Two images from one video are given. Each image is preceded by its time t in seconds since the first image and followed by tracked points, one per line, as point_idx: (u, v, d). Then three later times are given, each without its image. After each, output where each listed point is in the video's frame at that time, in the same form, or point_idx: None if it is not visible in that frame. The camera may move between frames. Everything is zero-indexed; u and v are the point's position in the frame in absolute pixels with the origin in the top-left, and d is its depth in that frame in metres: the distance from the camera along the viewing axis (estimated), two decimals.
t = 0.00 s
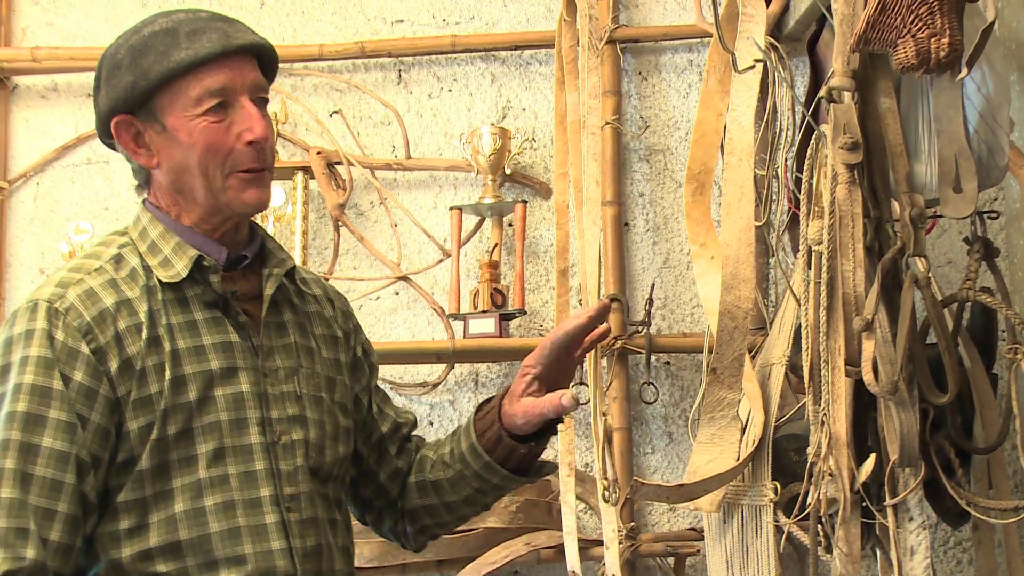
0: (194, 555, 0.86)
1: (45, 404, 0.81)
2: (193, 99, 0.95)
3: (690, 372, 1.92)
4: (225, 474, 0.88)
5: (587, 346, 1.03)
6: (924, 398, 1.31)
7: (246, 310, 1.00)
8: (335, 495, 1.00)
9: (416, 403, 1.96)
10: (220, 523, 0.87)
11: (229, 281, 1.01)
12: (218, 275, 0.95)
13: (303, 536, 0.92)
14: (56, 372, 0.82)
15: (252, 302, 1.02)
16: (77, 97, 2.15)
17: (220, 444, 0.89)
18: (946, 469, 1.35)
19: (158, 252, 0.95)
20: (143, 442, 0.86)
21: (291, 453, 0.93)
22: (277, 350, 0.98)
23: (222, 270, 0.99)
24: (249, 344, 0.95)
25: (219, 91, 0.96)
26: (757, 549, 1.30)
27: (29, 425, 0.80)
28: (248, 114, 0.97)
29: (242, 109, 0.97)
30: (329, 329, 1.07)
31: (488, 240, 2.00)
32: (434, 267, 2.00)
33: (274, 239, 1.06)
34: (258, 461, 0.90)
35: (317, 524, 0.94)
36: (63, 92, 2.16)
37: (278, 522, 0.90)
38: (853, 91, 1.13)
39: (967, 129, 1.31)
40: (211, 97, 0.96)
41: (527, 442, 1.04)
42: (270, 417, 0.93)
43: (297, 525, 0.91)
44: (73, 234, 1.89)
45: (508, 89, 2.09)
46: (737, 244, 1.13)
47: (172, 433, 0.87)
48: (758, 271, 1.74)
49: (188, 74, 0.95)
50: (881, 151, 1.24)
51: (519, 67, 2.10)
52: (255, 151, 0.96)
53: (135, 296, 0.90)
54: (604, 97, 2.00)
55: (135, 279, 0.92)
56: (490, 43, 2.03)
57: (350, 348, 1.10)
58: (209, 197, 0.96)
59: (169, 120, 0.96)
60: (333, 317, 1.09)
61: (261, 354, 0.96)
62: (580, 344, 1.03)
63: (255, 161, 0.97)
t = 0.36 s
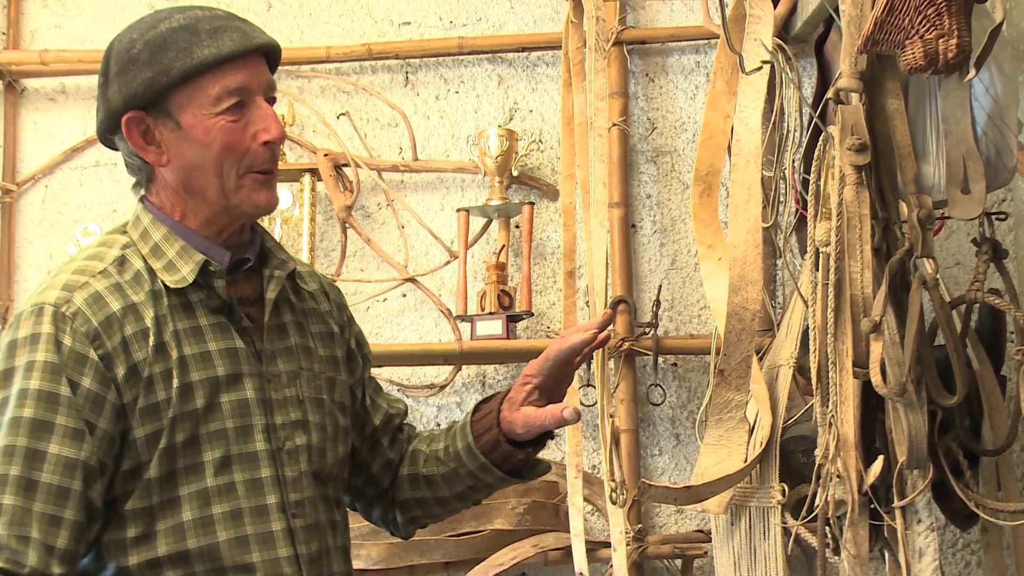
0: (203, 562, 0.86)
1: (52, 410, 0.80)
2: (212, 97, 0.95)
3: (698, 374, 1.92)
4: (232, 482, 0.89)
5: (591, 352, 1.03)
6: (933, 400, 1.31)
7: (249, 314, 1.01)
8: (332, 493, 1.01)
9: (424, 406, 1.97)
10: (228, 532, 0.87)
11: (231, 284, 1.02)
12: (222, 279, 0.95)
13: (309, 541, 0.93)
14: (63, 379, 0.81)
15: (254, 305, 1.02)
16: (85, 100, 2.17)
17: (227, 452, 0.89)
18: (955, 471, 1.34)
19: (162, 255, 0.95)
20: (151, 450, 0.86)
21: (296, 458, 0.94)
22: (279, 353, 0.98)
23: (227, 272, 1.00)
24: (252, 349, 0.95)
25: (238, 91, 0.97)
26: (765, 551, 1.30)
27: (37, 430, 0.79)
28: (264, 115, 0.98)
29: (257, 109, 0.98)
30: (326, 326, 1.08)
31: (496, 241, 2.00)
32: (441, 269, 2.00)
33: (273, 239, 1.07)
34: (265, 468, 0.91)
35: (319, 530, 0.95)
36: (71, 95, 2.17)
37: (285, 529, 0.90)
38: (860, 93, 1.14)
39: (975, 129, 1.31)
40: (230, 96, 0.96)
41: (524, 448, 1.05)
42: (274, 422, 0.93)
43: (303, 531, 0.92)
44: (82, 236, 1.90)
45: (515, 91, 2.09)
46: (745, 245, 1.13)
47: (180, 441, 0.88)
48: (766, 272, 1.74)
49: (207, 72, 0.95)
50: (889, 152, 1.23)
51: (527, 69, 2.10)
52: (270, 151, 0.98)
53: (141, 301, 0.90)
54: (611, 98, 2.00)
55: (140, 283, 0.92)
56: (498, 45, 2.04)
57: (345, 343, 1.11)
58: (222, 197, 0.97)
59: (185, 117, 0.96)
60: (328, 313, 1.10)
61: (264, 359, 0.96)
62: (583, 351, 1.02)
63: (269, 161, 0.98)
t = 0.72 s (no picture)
0: (210, 561, 0.86)
1: (52, 411, 0.81)
2: (211, 98, 0.96)
3: (703, 377, 1.92)
4: (238, 479, 0.89)
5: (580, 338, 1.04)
6: (938, 402, 1.31)
7: (249, 314, 1.01)
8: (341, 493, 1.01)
9: (429, 408, 1.97)
10: (236, 528, 0.87)
11: (231, 285, 1.02)
12: (221, 278, 0.95)
13: (316, 538, 0.93)
14: (61, 381, 0.82)
15: (253, 305, 1.02)
16: (91, 103, 2.18)
17: (231, 450, 0.90)
18: (961, 474, 1.34)
19: (159, 256, 0.95)
20: (155, 448, 0.87)
21: (301, 455, 0.94)
22: (281, 352, 0.99)
23: (222, 274, 1.00)
24: (253, 348, 0.96)
25: (238, 93, 0.97)
26: (770, 553, 1.30)
27: (38, 432, 0.79)
28: (262, 119, 0.99)
29: (255, 113, 0.99)
30: (327, 328, 1.08)
31: (501, 244, 2.00)
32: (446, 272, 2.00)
33: (271, 242, 1.08)
34: (270, 465, 0.91)
35: (328, 527, 0.95)
36: (77, 98, 2.18)
37: (292, 525, 0.91)
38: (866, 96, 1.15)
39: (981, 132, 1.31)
40: (229, 97, 0.97)
41: (521, 440, 1.05)
42: (278, 420, 0.94)
43: (310, 528, 0.92)
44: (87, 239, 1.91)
45: (520, 94, 2.10)
46: (750, 248, 1.13)
47: (183, 439, 0.88)
48: (772, 275, 1.73)
49: (208, 73, 0.96)
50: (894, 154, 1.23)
51: (532, 71, 2.10)
52: (265, 155, 0.98)
53: (139, 302, 0.90)
54: (616, 101, 2.00)
55: (138, 284, 0.92)
56: (503, 47, 2.04)
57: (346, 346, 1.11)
58: (215, 197, 0.97)
59: (183, 116, 0.96)
60: (329, 316, 1.10)
61: (266, 358, 0.97)
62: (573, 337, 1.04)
63: (264, 165, 0.98)
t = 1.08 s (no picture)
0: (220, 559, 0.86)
1: (59, 404, 0.80)
2: (205, 95, 0.97)
3: (709, 379, 1.92)
4: (245, 478, 0.89)
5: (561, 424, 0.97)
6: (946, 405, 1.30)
7: (254, 314, 1.01)
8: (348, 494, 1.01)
9: (435, 411, 1.97)
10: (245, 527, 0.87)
11: (236, 285, 1.02)
12: (227, 279, 0.96)
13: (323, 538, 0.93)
14: (68, 374, 0.81)
15: (259, 305, 1.03)
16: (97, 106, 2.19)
17: (238, 449, 0.90)
18: (968, 476, 1.34)
19: (164, 258, 0.96)
20: (163, 446, 0.86)
21: (307, 455, 0.95)
22: (287, 352, 0.99)
23: (231, 273, 1.00)
24: (259, 348, 0.96)
25: (231, 88, 0.99)
26: (777, 556, 1.30)
27: (45, 423, 0.78)
28: (257, 110, 1.00)
29: (250, 105, 1.00)
30: (332, 328, 1.09)
31: (506, 246, 2.01)
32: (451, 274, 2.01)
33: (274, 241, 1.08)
34: (277, 464, 0.92)
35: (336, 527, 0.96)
36: (84, 101, 2.19)
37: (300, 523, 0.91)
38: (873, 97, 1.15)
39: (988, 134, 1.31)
40: (223, 92, 0.98)
41: (481, 500, 1.01)
42: (284, 420, 0.94)
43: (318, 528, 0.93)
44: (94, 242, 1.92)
45: (526, 96, 2.10)
46: (756, 249, 1.13)
47: (191, 437, 0.88)
48: (779, 277, 1.73)
49: (199, 70, 0.98)
50: (900, 155, 1.23)
51: (538, 74, 2.11)
52: (265, 145, 1.00)
53: (145, 301, 0.91)
54: (622, 103, 2.00)
55: (144, 284, 0.93)
56: (509, 50, 2.04)
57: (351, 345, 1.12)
58: (220, 194, 0.98)
59: (179, 116, 0.97)
60: (334, 317, 1.11)
61: (272, 358, 0.97)
62: (553, 420, 0.97)
63: (264, 155, 1.00)
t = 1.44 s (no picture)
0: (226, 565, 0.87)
1: (57, 414, 0.80)
2: (228, 99, 0.98)
3: (717, 381, 1.91)
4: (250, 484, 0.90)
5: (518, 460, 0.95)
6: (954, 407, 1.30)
7: (262, 318, 1.02)
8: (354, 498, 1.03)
9: (443, 413, 1.97)
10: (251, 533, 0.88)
11: (244, 289, 1.03)
12: (234, 284, 0.97)
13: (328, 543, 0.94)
14: (66, 384, 0.81)
15: (267, 309, 1.03)
16: (106, 109, 2.20)
17: (244, 455, 0.91)
18: (977, 479, 1.34)
19: (172, 261, 0.96)
20: (168, 454, 0.87)
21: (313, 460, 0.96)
22: (294, 357, 1.00)
23: (235, 276, 1.01)
24: (266, 352, 0.97)
25: (255, 95, 0.99)
26: (785, 560, 1.30)
27: (44, 434, 0.79)
28: (279, 120, 1.00)
29: (272, 115, 1.00)
30: (339, 332, 1.11)
31: (514, 248, 2.01)
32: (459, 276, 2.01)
33: (284, 245, 1.08)
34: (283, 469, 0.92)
35: (341, 531, 0.97)
36: (92, 104, 2.20)
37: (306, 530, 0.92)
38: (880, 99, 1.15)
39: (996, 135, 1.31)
40: (246, 99, 0.98)
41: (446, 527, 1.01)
42: (291, 425, 0.95)
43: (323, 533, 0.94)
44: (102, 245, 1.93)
45: (533, 98, 2.10)
46: (764, 251, 1.12)
47: (196, 444, 0.89)
48: (787, 279, 1.73)
49: (226, 74, 0.98)
50: (908, 157, 1.23)
51: (545, 76, 2.11)
52: (281, 157, 0.99)
53: (152, 306, 0.91)
54: (629, 105, 2.00)
55: (151, 288, 0.93)
56: (516, 52, 2.04)
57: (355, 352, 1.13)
58: (230, 199, 0.98)
59: (200, 117, 0.98)
60: (341, 321, 1.13)
61: (279, 362, 0.98)
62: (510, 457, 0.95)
63: (279, 167, 1.00)
